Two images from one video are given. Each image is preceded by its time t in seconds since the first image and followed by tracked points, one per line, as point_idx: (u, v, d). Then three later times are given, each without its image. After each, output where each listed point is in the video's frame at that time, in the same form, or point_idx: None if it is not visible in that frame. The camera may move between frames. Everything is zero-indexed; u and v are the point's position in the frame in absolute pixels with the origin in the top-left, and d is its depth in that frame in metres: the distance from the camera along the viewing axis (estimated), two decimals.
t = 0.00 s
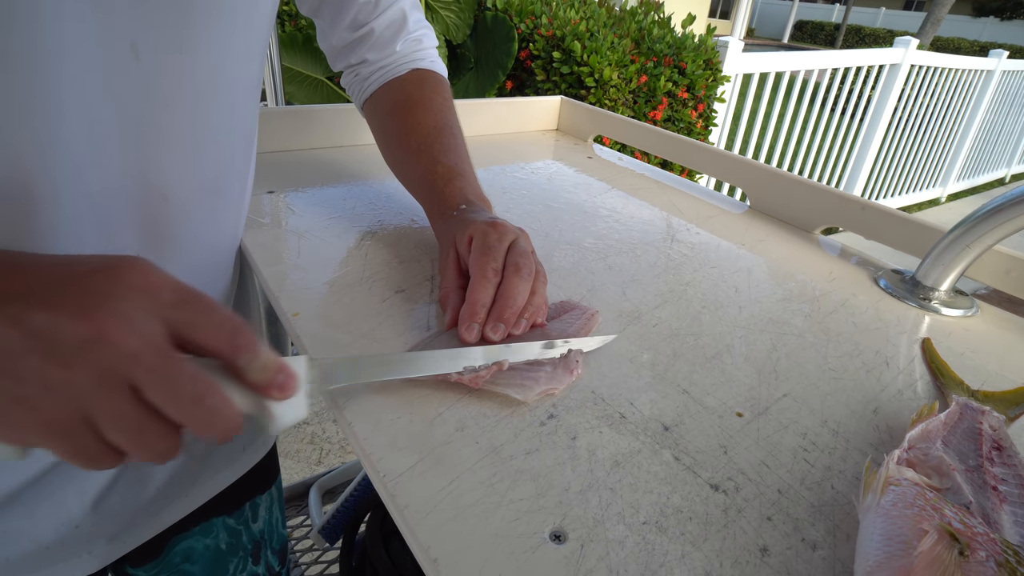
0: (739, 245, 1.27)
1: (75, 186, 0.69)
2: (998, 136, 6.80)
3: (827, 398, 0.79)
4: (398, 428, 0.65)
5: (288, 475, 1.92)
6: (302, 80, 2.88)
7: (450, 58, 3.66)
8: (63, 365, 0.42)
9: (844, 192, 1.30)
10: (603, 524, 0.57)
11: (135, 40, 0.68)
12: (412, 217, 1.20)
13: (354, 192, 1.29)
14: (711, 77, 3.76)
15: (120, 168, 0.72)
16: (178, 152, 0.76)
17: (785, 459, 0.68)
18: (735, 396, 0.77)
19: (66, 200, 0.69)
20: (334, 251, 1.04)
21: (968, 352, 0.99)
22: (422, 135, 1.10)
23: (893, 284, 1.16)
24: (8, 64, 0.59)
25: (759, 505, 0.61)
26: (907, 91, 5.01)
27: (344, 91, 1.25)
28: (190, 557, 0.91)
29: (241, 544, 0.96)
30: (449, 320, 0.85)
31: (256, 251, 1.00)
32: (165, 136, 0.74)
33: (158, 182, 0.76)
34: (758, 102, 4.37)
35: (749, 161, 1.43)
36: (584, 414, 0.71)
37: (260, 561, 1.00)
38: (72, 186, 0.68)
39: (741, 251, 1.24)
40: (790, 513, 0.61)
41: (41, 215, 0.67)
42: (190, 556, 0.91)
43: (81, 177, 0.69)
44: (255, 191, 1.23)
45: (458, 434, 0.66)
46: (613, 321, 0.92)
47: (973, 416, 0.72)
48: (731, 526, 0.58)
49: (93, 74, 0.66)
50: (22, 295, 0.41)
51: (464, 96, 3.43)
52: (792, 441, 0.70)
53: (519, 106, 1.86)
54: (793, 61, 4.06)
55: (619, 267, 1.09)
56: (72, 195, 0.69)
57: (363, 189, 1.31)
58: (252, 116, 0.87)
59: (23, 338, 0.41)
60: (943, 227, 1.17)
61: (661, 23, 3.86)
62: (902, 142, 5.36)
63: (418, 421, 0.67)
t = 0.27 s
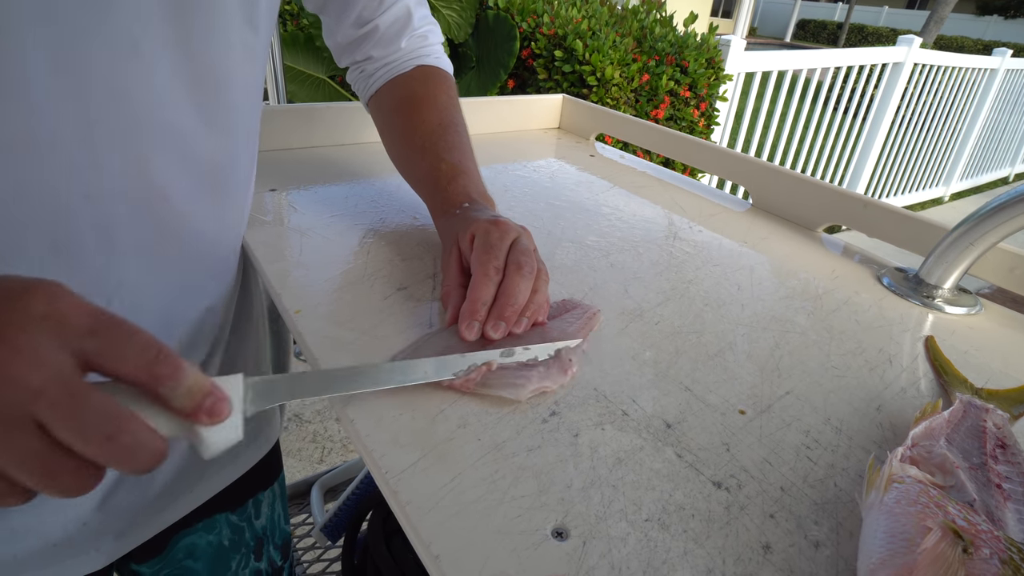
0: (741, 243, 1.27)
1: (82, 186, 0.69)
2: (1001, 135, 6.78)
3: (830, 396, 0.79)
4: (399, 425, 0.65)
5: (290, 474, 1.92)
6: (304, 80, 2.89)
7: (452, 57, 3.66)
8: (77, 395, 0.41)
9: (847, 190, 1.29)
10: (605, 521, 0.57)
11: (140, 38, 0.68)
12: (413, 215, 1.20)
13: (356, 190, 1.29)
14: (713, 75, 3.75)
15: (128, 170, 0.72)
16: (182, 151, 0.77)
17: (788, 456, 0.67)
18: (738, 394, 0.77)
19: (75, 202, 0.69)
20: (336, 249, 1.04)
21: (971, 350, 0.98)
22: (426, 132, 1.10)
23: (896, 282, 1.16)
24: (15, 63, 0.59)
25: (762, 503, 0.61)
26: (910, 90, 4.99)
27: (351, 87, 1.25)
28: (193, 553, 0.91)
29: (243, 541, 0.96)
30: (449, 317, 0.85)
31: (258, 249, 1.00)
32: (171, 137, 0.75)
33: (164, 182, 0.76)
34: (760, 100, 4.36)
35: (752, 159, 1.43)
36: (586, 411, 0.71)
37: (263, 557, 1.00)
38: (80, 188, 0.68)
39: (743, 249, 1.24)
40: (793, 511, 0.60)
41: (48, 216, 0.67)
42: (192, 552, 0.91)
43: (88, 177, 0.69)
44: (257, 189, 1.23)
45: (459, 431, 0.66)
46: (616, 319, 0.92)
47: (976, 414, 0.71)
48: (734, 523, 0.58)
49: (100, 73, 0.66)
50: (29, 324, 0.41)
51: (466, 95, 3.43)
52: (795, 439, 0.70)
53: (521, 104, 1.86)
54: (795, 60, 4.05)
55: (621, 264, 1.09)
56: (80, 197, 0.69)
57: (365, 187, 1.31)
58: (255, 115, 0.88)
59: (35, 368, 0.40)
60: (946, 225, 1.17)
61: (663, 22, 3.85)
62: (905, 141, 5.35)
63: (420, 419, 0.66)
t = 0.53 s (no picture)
0: (742, 240, 1.26)
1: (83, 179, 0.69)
2: (1004, 133, 6.76)
3: (830, 391, 0.79)
4: (399, 420, 0.65)
5: (292, 470, 1.92)
6: (305, 77, 2.89)
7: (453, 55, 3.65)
8: (56, 402, 0.43)
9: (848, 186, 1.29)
10: (604, 515, 0.57)
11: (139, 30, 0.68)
12: (414, 211, 1.20)
13: (357, 186, 1.29)
14: (715, 73, 3.75)
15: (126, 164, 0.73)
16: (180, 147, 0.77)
17: (788, 451, 0.67)
18: (738, 389, 0.77)
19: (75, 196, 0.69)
20: (337, 245, 1.04)
21: (972, 346, 0.98)
22: (426, 126, 1.10)
23: (897, 278, 1.16)
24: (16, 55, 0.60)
25: (762, 497, 0.61)
26: (913, 88, 4.98)
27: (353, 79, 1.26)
28: (192, 550, 0.91)
29: (243, 538, 0.96)
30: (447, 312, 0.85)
31: (259, 245, 1.00)
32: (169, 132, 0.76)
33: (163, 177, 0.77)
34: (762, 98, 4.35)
35: (753, 156, 1.43)
36: (586, 405, 0.71)
37: (263, 556, 1.00)
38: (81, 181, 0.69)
39: (744, 246, 1.23)
40: (792, 505, 0.60)
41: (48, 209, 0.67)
42: (192, 549, 0.91)
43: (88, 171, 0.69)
44: (257, 185, 1.24)
45: (459, 425, 0.66)
46: (616, 314, 0.91)
47: (977, 409, 0.71)
48: (734, 518, 0.58)
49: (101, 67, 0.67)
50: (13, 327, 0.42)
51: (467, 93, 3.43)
52: (795, 433, 0.70)
53: (522, 101, 1.86)
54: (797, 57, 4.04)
55: (621, 261, 1.09)
56: (79, 190, 0.69)
57: (366, 184, 1.31)
58: (252, 113, 0.89)
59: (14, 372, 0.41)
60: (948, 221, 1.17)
61: (664, 20, 3.85)
62: (907, 139, 5.34)
63: (419, 413, 0.67)
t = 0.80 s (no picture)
0: (744, 237, 1.26)
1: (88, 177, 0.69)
2: (1004, 130, 6.75)
3: (832, 388, 0.79)
4: (401, 418, 0.65)
5: (293, 468, 1.92)
6: (306, 75, 2.88)
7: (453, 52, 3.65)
8: (138, 372, 0.41)
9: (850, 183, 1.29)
10: (607, 513, 0.57)
11: (143, 30, 0.69)
12: (416, 209, 1.20)
13: (359, 184, 1.29)
14: (716, 70, 3.74)
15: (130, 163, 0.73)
16: (182, 146, 0.78)
17: (791, 448, 0.67)
18: (740, 386, 0.77)
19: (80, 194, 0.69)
20: (339, 242, 1.04)
21: (974, 342, 0.98)
22: (429, 124, 1.10)
23: (899, 275, 1.15)
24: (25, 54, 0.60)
25: (764, 494, 0.61)
26: (914, 84, 4.97)
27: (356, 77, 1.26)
28: (195, 549, 0.91)
29: (246, 537, 0.96)
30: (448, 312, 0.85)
31: (260, 243, 1.00)
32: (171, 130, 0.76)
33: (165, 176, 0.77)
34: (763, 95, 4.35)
35: (754, 153, 1.43)
36: (588, 403, 0.71)
37: (266, 555, 1.00)
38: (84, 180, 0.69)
39: (746, 243, 1.23)
40: (796, 502, 0.60)
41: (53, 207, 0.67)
42: (196, 548, 0.91)
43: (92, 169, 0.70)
44: (258, 183, 1.23)
45: (462, 423, 0.66)
46: (618, 312, 0.91)
47: (979, 406, 0.71)
48: (736, 515, 0.58)
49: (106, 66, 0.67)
50: (91, 305, 0.42)
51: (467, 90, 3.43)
52: (798, 430, 0.70)
53: (523, 98, 1.86)
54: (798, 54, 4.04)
55: (623, 258, 1.09)
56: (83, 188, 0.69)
57: (367, 182, 1.30)
58: (256, 112, 0.89)
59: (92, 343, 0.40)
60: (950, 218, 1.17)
61: (665, 17, 3.84)
62: (908, 136, 5.33)
63: (422, 411, 0.67)
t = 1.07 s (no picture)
0: (743, 235, 1.26)
1: (91, 178, 0.69)
2: (1002, 128, 6.77)
3: (833, 385, 0.79)
4: (403, 416, 0.65)
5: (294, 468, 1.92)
6: (304, 74, 2.88)
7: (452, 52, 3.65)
8: (90, 389, 0.41)
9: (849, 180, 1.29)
10: (609, 509, 0.57)
11: (143, 28, 0.69)
12: (416, 208, 1.20)
13: (358, 184, 1.29)
14: (714, 69, 3.74)
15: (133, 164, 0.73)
16: (185, 145, 0.78)
17: (792, 444, 0.68)
18: (741, 383, 0.77)
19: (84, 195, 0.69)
20: (338, 242, 1.04)
21: (973, 339, 0.98)
22: (428, 123, 1.10)
23: (898, 272, 1.16)
24: (23, 54, 0.60)
25: (766, 491, 0.61)
26: (911, 83, 4.98)
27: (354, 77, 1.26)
28: (201, 549, 0.91)
29: (250, 537, 0.95)
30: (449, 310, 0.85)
31: (260, 242, 1.00)
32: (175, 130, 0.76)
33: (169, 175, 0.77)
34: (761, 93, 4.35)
35: (753, 151, 1.43)
36: (589, 401, 0.71)
37: (270, 555, 0.99)
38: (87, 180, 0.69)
39: (746, 241, 1.23)
40: (797, 498, 0.61)
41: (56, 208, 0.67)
42: (200, 548, 0.91)
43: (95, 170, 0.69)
44: (258, 183, 1.23)
45: (464, 421, 0.66)
46: (618, 310, 0.92)
47: (979, 402, 0.71)
48: (738, 511, 0.58)
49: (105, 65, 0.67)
50: (40, 321, 0.41)
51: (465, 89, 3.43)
52: (799, 427, 0.70)
53: (522, 97, 1.86)
54: (797, 53, 4.04)
55: (623, 256, 1.09)
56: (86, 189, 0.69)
57: (366, 181, 1.31)
58: (258, 110, 0.89)
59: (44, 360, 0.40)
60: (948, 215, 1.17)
61: (664, 15, 3.84)
62: (906, 134, 5.34)
63: (424, 410, 0.67)
